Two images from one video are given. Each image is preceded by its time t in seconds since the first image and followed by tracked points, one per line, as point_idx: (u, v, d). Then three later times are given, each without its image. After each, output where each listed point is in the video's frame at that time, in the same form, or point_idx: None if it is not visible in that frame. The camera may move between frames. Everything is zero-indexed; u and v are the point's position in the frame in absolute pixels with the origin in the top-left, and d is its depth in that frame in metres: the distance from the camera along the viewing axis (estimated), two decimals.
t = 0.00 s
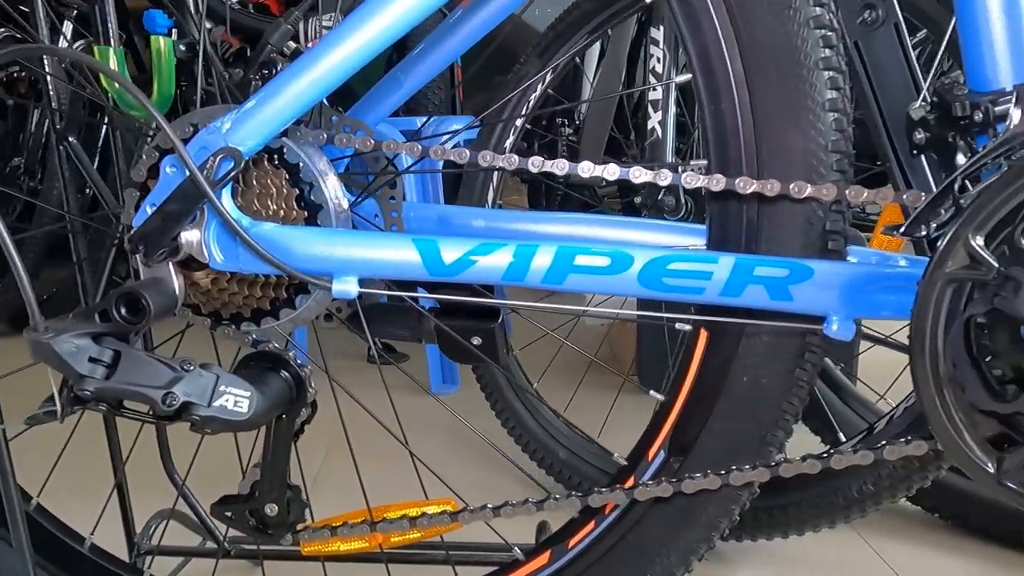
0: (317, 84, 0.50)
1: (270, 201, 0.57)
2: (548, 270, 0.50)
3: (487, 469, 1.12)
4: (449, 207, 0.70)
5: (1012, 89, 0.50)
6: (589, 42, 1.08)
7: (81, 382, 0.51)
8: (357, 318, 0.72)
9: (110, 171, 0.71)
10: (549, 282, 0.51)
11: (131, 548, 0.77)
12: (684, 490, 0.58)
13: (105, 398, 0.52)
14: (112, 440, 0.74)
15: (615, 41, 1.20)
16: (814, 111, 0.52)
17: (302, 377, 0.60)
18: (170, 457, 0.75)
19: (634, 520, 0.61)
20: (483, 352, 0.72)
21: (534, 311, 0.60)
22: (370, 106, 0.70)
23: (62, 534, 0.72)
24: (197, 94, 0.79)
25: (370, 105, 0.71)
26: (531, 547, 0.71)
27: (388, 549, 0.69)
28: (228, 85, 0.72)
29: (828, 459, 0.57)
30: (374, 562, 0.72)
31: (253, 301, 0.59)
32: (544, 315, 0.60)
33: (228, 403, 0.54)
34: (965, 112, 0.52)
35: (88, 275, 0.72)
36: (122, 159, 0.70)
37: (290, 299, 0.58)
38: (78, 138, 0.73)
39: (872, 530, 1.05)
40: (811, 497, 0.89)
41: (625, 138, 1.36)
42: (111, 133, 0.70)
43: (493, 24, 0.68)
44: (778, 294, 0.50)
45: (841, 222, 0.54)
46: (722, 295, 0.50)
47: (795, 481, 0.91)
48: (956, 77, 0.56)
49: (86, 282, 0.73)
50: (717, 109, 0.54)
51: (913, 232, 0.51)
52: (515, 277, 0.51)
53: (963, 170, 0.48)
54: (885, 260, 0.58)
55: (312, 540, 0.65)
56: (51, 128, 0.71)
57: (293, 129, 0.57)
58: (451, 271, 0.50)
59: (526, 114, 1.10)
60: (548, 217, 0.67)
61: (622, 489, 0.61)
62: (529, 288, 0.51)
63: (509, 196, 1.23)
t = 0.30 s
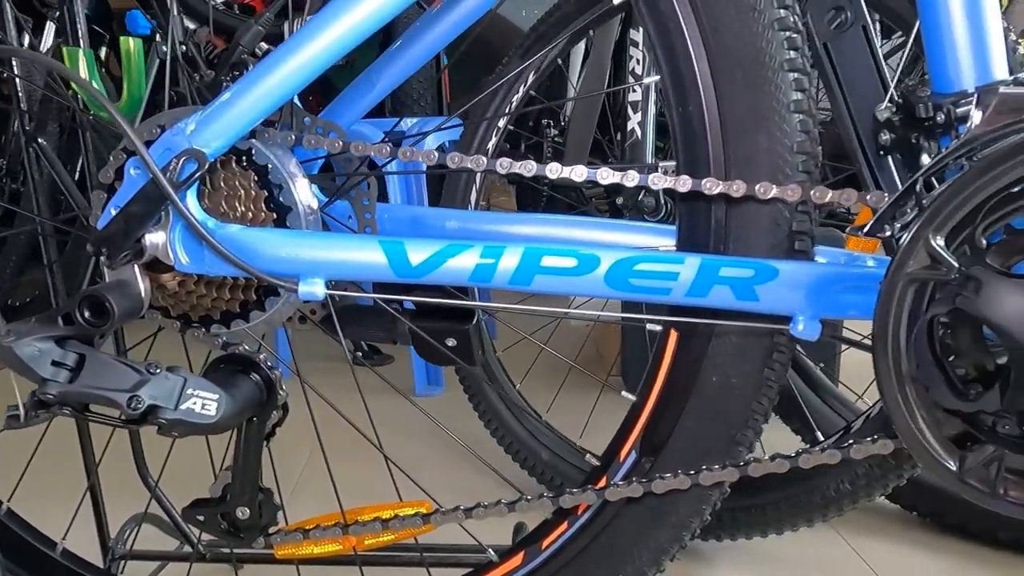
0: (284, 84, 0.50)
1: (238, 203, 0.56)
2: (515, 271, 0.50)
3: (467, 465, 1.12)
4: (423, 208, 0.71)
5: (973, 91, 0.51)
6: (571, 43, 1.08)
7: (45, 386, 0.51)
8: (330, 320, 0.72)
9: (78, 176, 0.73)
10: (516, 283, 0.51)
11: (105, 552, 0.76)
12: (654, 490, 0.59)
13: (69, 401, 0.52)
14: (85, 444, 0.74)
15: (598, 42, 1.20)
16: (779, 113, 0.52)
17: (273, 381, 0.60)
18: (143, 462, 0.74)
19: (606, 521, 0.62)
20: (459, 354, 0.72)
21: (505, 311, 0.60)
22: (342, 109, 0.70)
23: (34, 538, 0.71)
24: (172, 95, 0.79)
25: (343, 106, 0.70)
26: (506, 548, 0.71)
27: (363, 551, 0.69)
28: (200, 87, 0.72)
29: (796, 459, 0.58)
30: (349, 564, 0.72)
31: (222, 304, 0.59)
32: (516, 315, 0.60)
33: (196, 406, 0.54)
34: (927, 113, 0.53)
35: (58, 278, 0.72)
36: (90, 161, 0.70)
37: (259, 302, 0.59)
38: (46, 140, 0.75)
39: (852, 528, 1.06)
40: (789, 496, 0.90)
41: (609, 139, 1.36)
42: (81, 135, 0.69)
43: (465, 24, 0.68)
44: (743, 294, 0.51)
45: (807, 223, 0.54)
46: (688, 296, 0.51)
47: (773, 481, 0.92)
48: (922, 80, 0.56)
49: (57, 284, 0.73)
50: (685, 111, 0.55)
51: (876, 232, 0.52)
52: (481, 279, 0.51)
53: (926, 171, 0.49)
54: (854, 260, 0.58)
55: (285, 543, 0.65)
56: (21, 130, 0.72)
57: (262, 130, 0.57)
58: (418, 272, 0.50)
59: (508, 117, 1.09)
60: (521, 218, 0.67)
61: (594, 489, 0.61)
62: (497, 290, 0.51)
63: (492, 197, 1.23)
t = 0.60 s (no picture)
0: (244, 87, 0.50)
1: (201, 207, 0.56)
2: (478, 273, 0.50)
3: (436, 463, 1.09)
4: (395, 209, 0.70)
5: (933, 93, 0.51)
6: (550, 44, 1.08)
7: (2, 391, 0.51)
8: (301, 323, 0.71)
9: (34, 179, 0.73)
10: (478, 286, 0.51)
11: (76, 558, 0.75)
12: (621, 492, 0.59)
13: (28, 406, 0.52)
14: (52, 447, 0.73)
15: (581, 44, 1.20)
16: (741, 114, 0.52)
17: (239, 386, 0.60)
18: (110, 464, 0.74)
19: (575, 522, 0.62)
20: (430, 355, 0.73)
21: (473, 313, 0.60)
22: (312, 112, 0.70)
23: None
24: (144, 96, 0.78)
25: (312, 109, 0.70)
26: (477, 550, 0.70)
27: (334, 555, 0.69)
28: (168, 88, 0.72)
29: (762, 459, 0.58)
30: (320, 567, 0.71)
31: (186, 307, 0.58)
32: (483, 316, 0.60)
33: (157, 410, 0.53)
34: (887, 115, 0.55)
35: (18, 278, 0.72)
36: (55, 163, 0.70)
37: (224, 305, 0.58)
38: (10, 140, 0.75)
39: (829, 527, 1.06)
40: (764, 496, 0.91)
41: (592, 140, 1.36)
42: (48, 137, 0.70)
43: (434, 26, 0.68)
44: (704, 296, 0.51)
45: (770, 224, 0.55)
46: (650, 297, 0.51)
47: (748, 481, 0.92)
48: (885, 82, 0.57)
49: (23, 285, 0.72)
50: (648, 113, 0.55)
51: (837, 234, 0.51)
52: (446, 282, 0.51)
53: (883, 173, 0.49)
54: (819, 262, 0.59)
55: (254, 548, 0.64)
56: None
57: (226, 133, 0.57)
58: (380, 275, 0.50)
59: (488, 118, 1.10)
60: (490, 219, 0.68)
61: (561, 491, 0.61)
62: (460, 292, 0.51)
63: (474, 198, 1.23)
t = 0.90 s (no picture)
0: (207, 89, 0.49)
1: (167, 208, 0.55)
2: (444, 274, 0.50)
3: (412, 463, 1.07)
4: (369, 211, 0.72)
5: (894, 95, 0.52)
6: (531, 46, 1.08)
7: None
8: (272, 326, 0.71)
9: None
10: (445, 287, 0.51)
11: (49, 564, 0.73)
12: (591, 492, 0.59)
13: None
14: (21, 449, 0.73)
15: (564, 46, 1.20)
16: (706, 116, 0.52)
17: (208, 389, 0.60)
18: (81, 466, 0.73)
19: (547, 523, 0.62)
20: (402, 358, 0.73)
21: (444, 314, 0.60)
22: (283, 114, 0.70)
23: None
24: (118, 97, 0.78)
25: (284, 111, 0.70)
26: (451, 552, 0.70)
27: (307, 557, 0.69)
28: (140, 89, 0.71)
29: (730, 459, 0.58)
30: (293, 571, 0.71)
31: (154, 310, 0.58)
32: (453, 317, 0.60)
33: (121, 414, 0.53)
34: (851, 116, 0.55)
35: None
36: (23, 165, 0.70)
37: (192, 307, 0.58)
38: None
39: (807, 525, 1.07)
40: (742, 495, 0.91)
41: (575, 141, 1.37)
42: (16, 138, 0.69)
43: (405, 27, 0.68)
44: (670, 296, 0.51)
45: (737, 225, 0.55)
46: (617, 298, 0.51)
47: (726, 481, 0.92)
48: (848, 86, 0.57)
49: None
50: (616, 115, 0.55)
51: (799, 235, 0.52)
52: (412, 283, 0.51)
53: (846, 174, 0.50)
54: (787, 262, 0.59)
55: (225, 551, 0.63)
56: None
57: (193, 135, 0.57)
58: (346, 276, 0.50)
59: (470, 120, 1.09)
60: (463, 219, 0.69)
61: (533, 492, 0.61)
62: (427, 293, 0.51)
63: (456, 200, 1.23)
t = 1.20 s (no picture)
0: (163, 88, 0.49)
1: (124, 208, 0.55)
2: (402, 273, 0.50)
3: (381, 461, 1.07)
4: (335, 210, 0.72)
5: (847, 96, 0.52)
6: (506, 47, 1.07)
7: None
8: (238, 327, 0.70)
9: None
10: (402, 286, 0.51)
11: (13, 568, 0.73)
12: (553, 491, 0.59)
13: None
14: None
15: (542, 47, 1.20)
16: (663, 115, 0.53)
17: (169, 392, 0.59)
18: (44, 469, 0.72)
19: (511, 522, 0.62)
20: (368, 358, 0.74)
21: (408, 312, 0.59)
22: (247, 114, 0.72)
23: None
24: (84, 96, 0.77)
25: (247, 111, 0.72)
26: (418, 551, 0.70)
27: (273, 558, 0.69)
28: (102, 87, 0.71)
29: (691, 456, 0.59)
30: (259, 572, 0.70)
31: (111, 311, 0.58)
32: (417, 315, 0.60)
33: (77, 416, 0.53)
34: (807, 116, 0.55)
35: None
36: None
37: (152, 308, 0.57)
38: None
39: (780, 521, 1.07)
40: (714, 492, 0.92)
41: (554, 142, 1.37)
42: None
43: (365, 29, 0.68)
44: (628, 295, 0.51)
45: (695, 225, 0.55)
46: (575, 297, 0.51)
47: (699, 479, 0.93)
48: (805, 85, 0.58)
49: None
50: (575, 114, 0.55)
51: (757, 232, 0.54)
52: (370, 282, 0.50)
53: (798, 173, 0.51)
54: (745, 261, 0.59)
55: (188, 554, 0.63)
56: None
57: (152, 134, 0.56)
58: (303, 276, 0.50)
59: (447, 120, 1.09)
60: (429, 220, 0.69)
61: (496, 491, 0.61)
62: (385, 293, 0.51)
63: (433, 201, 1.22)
